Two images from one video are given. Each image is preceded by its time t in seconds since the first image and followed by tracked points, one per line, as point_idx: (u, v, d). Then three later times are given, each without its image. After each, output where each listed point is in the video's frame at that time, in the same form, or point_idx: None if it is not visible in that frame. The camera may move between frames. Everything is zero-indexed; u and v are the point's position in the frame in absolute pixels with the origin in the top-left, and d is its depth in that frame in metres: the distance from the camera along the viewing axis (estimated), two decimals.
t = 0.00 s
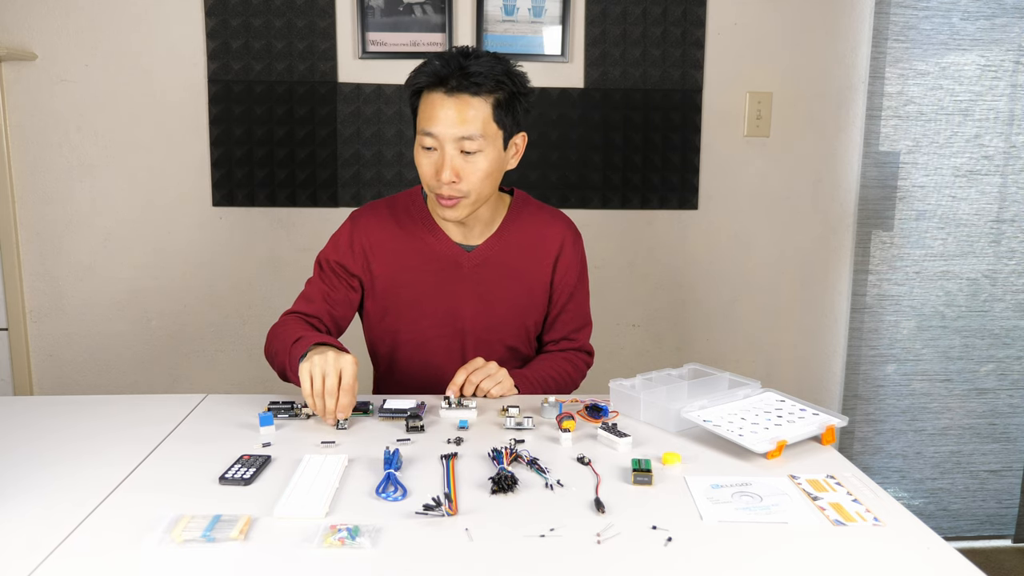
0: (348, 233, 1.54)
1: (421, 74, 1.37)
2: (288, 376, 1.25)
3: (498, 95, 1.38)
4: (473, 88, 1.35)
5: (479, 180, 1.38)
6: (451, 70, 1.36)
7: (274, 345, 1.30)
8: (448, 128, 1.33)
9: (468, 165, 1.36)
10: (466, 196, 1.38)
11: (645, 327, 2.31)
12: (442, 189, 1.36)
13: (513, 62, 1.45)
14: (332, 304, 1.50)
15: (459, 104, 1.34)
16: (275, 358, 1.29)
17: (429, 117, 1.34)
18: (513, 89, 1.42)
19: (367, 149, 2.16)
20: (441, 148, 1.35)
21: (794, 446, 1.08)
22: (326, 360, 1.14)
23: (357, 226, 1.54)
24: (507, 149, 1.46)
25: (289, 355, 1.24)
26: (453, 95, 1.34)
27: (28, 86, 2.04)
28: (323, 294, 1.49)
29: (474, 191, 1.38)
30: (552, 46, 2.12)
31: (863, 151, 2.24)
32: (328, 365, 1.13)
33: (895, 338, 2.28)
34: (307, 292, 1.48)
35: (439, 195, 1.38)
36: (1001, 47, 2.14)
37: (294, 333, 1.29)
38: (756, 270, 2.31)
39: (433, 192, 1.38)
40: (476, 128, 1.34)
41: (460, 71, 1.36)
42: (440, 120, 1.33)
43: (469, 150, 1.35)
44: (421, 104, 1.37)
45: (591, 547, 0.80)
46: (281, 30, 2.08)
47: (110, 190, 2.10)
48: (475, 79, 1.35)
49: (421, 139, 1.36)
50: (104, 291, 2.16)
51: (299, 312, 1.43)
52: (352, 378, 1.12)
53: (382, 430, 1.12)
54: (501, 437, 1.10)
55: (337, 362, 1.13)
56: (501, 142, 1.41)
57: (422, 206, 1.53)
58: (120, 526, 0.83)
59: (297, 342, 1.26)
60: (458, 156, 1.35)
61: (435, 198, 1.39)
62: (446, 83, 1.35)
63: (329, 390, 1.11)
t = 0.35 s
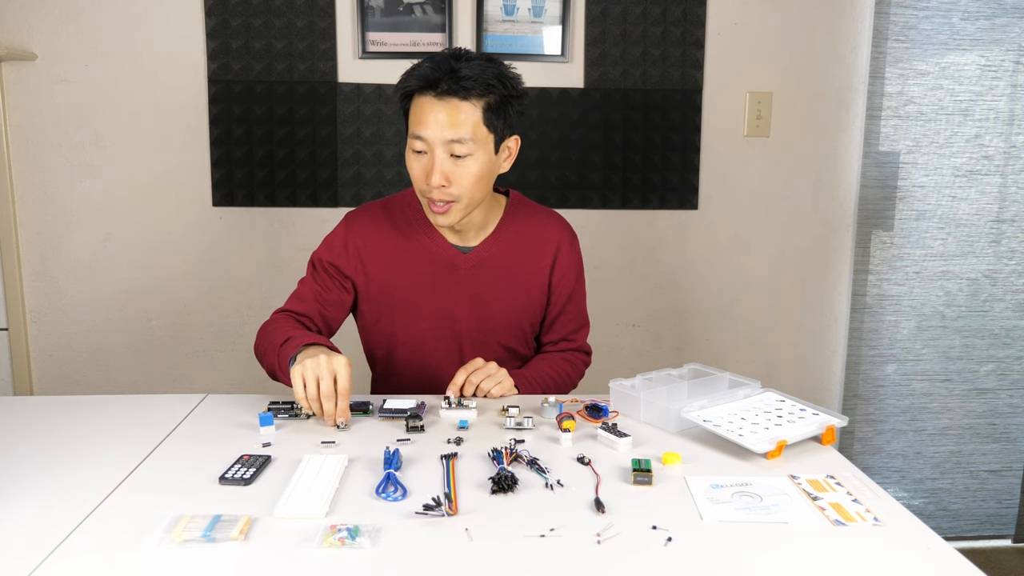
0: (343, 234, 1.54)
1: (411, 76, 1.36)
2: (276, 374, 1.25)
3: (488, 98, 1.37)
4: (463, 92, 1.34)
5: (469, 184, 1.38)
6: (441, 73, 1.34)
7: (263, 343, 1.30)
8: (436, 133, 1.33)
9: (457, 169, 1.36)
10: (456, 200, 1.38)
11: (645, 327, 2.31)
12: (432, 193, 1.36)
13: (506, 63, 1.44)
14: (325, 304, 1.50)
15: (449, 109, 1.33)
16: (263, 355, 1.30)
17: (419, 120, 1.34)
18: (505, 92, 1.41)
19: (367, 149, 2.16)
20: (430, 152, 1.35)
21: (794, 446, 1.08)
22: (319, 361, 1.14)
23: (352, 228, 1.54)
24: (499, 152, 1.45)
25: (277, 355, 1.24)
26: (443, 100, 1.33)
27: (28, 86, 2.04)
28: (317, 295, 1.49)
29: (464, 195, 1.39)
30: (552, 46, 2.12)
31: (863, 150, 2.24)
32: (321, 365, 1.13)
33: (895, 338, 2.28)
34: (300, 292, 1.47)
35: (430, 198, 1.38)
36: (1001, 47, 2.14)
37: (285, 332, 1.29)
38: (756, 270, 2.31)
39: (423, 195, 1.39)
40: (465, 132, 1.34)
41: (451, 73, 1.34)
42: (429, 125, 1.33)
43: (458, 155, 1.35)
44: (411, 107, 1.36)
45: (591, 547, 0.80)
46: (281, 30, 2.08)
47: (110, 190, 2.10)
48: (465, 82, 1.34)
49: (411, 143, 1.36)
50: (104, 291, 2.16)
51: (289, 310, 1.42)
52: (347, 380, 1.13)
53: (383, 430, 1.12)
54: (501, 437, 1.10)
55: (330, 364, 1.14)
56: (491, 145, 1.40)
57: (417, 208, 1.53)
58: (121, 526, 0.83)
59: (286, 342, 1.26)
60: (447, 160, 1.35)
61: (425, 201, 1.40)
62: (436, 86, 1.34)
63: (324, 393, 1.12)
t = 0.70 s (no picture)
0: (340, 236, 1.54)
1: (407, 79, 1.35)
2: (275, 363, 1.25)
3: (485, 102, 1.36)
4: (459, 96, 1.33)
5: (466, 189, 1.38)
6: (437, 77, 1.34)
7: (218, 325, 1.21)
8: (433, 137, 1.33)
9: (455, 174, 1.36)
10: (454, 204, 1.38)
11: (645, 327, 2.31)
12: (430, 197, 1.36)
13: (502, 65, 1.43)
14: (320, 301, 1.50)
15: (446, 113, 1.32)
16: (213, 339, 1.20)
17: (416, 124, 1.33)
18: (502, 94, 1.40)
19: (367, 149, 2.16)
20: (427, 156, 1.34)
21: (794, 446, 1.08)
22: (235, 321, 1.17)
23: (349, 230, 1.54)
24: (496, 155, 1.45)
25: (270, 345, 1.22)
26: (440, 104, 1.32)
27: (28, 86, 2.04)
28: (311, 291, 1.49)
29: (462, 199, 1.38)
30: (552, 46, 2.12)
31: (863, 151, 2.24)
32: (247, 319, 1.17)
33: (895, 338, 2.28)
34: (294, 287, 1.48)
35: (427, 203, 1.38)
36: (1001, 47, 2.14)
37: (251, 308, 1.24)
38: (755, 270, 2.31)
39: (421, 199, 1.39)
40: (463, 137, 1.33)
41: (448, 76, 1.34)
42: (426, 129, 1.32)
43: (456, 159, 1.35)
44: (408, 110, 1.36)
45: (591, 547, 0.80)
46: (281, 30, 2.08)
47: (110, 190, 2.10)
48: (462, 86, 1.33)
49: (408, 146, 1.36)
50: (103, 291, 2.16)
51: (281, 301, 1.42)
52: (269, 328, 1.18)
53: (383, 430, 1.12)
54: (501, 437, 1.10)
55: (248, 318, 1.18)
56: (489, 149, 1.40)
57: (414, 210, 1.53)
58: (121, 526, 0.83)
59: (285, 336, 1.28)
60: (445, 165, 1.34)
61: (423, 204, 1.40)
62: (432, 90, 1.33)
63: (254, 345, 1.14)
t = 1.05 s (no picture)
0: (337, 239, 1.51)
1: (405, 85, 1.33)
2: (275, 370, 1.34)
3: (484, 109, 1.35)
4: (460, 103, 1.31)
5: (465, 197, 1.36)
6: (436, 84, 1.32)
7: (182, 382, 1.09)
8: (433, 146, 1.31)
9: (455, 182, 1.34)
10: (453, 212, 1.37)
11: (645, 327, 2.31)
12: (429, 206, 1.35)
13: (500, 69, 1.42)
14: (318, 304, 1.48)
15: (445, 121, 1.30)
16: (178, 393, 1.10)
17: (415, 132, 1.31)
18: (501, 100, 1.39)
19: (368, 149, 2.16)
20: (426, 165, 1.33)
21: (794, 446, 1.08)
22: (209, 395, 1.04)
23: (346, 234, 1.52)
24: (496, 162, 1.44)
25: (262, 360, 1.25)
26: (439, 111, 1.30)
27: (28, 86, 2.04)
28: (311, 293, 1.47)
29: (461, 208, 1.37)
30: (552, 46, 2.12)
31: (863, 151, 2.24)
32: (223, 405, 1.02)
33: (895, 339, 2.28)
34: (292, 290, 1.45)
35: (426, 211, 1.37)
36: (1001, 47, 2.14)
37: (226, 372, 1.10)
38: (755, 270, 2.31)
39: (420, 208, 1.37)
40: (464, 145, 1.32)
41: (447, 81, 1.32)
42: (426, 137, 1.31)
43: (456, 167, 1.33)
44: (406, 116, 1.34)
45: (591, 548, 0.80)
46: (281, 30, 2.08)
47: (110, 190, 2.10)
48: (462, 93, 1.32)
49: (407, 154, 1.34)
50: (103, 291, 2.16)
51: (279, 305, 1.40)
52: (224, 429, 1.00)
53: (383, 430, 1.12)
54: (501, 438, 1.10)
55: (214, 404, 1.02)
56: (489, 156, 1.39)
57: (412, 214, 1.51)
58: (121, 526, 0.83)
59: (285, 350, 1.36)
60: (445, 173, 1.33)
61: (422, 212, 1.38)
62: (431, 97, 1.31)
63: (205, 441, 0.97)
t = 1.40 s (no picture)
0: (348, 227, 1.53)
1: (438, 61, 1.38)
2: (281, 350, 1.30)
3: (513, 87, 1.40)
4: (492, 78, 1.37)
5: (498, 169, 1.40)
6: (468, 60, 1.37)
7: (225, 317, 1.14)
8: (468, 115, 1.36)
9: (487, 152, 1.38)
10: (484, 184, 1.40)
11: (645, 327, 2.31)
12: (463, 176, 1.38)
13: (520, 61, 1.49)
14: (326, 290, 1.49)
15: (478, 93, 1.36)
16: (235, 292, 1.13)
17: (451, 103, 1.36)
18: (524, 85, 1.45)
19: (368, 149, 2.16)
20: (460, 135, 1.37)
21: (794, 446, 1.08)
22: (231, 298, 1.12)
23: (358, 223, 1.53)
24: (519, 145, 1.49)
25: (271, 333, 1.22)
26: (472, 84, 1.36)
27: (28, 86, 2.04)
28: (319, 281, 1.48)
29: (493, 180, 1.40)
30: (552, 46, 2.12)
31: (863, 151, 2.24)
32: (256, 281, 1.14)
33: (895, 338, 2.28)
34: (302, 274, 1.46)
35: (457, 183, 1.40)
36: (1001, 47, 2.14)
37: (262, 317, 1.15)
38: (755, 271, 2.31)
39: (450, 181, 1.40)
40: (496, 116, 1.37)
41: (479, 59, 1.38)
42: (459, 108, 1.36)
43: (489, 138, 1.38)
44: (438, 91, 1.38)
45: (591, 548, 0.80)
46: (281, 30, 2.08)
47: (110, 190, 2.10)
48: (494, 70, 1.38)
49: (440, 126, 1.38)
50: (103, 291, 2.16)
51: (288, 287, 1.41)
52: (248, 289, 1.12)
53: (382, 430, 1.12)
54: (501, 437, 1.10)
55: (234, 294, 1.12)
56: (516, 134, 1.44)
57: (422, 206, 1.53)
58: (121, 526, 0.83)
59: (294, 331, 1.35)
60: (478, 143, 1.38)
61: (451, 185, 1.40)
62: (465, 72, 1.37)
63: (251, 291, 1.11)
